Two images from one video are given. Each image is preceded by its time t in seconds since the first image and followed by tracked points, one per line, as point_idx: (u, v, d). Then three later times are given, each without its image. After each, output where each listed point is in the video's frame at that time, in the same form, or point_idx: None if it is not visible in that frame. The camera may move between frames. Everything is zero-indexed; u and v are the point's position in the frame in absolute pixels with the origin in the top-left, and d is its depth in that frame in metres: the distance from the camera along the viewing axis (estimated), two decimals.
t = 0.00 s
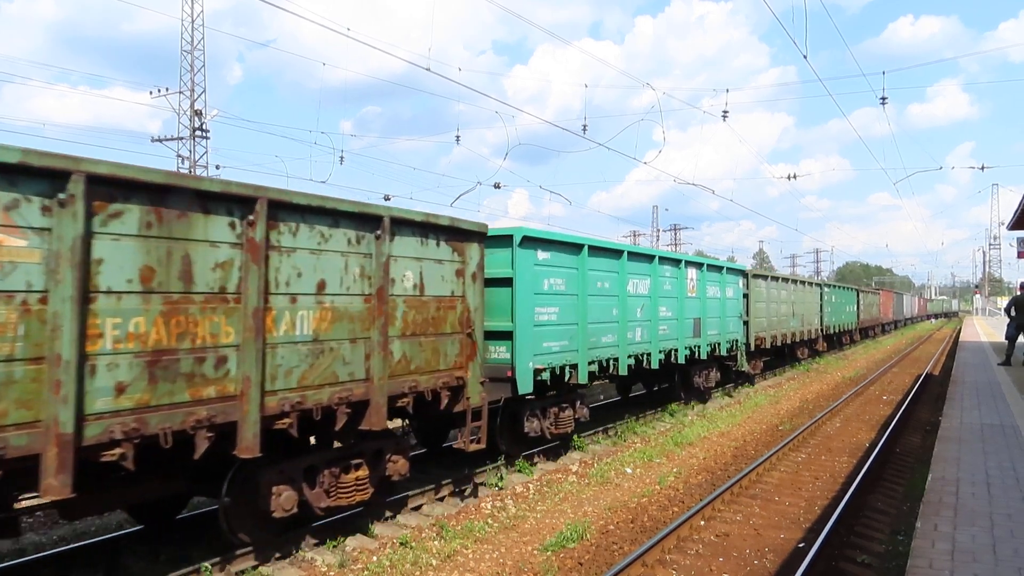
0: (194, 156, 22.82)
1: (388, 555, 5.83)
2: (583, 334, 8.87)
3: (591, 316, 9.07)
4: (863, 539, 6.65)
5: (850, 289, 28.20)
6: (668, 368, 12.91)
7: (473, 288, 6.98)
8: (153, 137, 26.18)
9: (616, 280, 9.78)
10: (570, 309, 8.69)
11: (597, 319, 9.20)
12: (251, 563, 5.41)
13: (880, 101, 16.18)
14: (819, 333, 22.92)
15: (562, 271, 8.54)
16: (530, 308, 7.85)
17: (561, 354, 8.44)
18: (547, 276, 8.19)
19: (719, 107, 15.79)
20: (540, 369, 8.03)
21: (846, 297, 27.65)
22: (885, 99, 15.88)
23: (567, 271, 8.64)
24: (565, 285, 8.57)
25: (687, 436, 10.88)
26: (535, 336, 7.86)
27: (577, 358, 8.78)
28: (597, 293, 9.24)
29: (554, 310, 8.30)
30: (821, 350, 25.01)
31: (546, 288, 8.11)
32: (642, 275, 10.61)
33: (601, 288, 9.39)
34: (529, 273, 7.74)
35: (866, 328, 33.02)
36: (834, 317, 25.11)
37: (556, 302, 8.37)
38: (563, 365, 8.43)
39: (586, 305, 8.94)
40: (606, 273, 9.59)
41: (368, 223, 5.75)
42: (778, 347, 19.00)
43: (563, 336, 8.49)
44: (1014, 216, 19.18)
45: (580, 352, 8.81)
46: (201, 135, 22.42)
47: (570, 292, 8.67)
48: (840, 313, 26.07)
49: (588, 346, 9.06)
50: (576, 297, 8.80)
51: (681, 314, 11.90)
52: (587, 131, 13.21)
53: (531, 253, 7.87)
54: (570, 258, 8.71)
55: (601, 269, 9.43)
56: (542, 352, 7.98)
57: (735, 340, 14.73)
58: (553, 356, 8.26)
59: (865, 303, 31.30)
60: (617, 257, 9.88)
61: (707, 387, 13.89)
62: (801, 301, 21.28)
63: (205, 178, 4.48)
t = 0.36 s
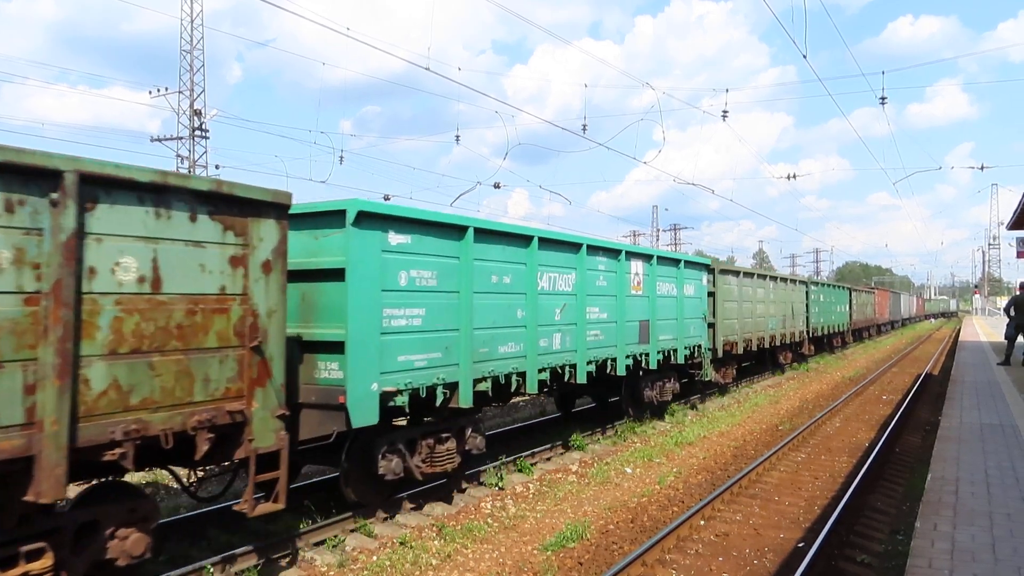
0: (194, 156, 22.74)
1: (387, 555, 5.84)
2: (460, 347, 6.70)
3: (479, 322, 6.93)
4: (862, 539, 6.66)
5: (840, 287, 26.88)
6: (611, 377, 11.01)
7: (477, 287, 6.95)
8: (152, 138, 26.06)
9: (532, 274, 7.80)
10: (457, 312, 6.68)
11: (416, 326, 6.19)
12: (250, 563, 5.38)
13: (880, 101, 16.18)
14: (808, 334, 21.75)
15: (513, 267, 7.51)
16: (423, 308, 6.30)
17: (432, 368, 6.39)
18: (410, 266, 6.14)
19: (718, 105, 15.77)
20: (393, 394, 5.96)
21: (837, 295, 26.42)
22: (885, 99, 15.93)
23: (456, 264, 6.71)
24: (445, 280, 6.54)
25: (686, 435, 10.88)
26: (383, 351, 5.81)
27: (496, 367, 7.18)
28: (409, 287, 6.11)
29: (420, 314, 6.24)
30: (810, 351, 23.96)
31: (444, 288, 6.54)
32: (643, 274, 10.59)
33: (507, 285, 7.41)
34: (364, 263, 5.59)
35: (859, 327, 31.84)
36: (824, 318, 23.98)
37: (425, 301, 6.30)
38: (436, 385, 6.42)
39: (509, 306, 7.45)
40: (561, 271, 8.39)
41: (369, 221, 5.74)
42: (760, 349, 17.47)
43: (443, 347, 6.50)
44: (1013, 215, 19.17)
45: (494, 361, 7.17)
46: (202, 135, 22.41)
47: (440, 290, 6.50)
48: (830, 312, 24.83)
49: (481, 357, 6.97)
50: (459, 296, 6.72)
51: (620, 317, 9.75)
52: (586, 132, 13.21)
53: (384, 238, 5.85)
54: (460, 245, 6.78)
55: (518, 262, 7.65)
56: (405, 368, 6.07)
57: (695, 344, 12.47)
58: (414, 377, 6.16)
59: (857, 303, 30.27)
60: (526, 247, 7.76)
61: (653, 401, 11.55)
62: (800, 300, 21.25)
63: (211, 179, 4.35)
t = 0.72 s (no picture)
0: (196, 156, 22.77)
1: (387, 554, 5.82)
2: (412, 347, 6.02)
3: (458, 316, 6.61)
4: (862, 539, 6.64)
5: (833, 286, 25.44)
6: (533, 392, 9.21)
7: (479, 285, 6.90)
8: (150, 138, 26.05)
9: (464, 270, 6.67)
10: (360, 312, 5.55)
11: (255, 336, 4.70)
12: (249, 563, 5.38)
13: (881, 100, 16.16)
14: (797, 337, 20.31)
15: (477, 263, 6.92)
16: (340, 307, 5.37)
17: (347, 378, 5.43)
18: (190, 248, 4.36)
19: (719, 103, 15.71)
20: (279, 411, 4.97)
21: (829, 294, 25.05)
22: (886, 99, 15.92)
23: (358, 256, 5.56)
24: (353, 275, 5.50)
25: (687, 435, 10.86)
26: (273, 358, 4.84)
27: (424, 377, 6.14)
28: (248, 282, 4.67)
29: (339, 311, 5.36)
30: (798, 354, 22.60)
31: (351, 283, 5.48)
32: (644, 273, 10.55)
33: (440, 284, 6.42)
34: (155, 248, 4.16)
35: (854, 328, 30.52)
36: (815, 318, 22.60)
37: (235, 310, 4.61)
38: (339, 401, 5.35)
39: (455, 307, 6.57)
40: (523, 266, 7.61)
41: (370, 218, 5.70)
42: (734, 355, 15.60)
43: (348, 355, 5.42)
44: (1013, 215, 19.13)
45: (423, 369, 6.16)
46: (201, 135, 22.31)
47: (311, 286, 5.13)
48: (821, 312, 23.44)
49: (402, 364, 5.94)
50: (368, 294, 5.65)
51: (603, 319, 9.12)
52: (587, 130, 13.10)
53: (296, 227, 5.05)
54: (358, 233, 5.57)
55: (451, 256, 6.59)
56: (297, 381, 5.01)
57: (639, 352, 10.18)
58: (361, 383, 5.54)
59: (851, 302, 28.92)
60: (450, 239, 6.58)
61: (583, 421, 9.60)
62: (801, 300, 21.17)
63: (203, 174, 4.39)
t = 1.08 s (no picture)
0: (195, 154, 22.76)
1: (387, 554, 5.81)
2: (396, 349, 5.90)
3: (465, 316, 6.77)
4: (863, 539, 6.63)
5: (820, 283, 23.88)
6: (407, 413, 7.19)
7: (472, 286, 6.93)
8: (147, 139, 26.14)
9: (245, 254, 4.67)
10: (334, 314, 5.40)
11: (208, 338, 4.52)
12: (246, 564, 5.37)
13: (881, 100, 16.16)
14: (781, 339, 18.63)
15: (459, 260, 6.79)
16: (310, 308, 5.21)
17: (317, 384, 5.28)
18: (180, 247, 4.35)
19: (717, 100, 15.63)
20: (267, 413, 4.99)
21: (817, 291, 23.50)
22: (886, 98, 15.93)
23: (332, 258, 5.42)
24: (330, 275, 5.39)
25: (688, 435, 10.85)
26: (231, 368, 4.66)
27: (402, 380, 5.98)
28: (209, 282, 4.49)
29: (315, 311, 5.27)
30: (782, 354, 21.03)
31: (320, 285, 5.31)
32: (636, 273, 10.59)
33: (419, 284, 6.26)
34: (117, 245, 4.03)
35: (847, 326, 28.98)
36: (801, 318, 21.01)
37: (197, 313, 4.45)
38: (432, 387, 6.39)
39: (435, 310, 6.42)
40: (489, 264, 7.24)
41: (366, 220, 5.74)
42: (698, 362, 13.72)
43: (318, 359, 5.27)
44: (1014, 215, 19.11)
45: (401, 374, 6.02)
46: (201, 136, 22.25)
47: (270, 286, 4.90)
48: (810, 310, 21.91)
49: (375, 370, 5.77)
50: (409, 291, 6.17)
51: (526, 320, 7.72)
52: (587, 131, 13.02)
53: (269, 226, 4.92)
54: (329, 231, 5.41)
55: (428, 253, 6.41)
56: (271, 384, 4.93)
57: (555, 364, 8.30)
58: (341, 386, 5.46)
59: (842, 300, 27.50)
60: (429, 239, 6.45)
61: (476, 452, 7.58)
62: (800, 300, 21.10)
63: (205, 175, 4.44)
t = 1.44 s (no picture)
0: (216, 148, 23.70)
1: (384, 556, 6.85)
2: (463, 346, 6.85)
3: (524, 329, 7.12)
4: (861, 538, 7.83)
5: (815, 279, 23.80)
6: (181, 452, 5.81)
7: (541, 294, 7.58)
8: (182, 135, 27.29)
9: (210, 246, 4.83)
10: (418, 311, 6.44)
11: (335, 331, 5.70)
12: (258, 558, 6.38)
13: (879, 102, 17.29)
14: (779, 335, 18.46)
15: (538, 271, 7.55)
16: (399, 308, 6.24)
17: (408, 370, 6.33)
18: (305, 257, 5.49)
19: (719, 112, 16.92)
20: (384, 393, 6.16)
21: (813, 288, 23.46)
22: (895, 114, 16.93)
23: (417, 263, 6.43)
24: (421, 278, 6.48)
25: (684, 436, 12.01)
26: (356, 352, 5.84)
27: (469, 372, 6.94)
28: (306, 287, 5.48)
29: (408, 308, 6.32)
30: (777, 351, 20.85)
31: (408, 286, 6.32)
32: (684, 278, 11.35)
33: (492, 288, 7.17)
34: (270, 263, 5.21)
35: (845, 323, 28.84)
36: (799, 315, 20.89)
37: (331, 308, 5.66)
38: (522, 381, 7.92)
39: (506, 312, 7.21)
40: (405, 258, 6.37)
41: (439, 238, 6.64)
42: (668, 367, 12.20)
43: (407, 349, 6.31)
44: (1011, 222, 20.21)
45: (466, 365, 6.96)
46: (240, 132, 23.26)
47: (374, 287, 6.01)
48: (809, 307, 21.93)
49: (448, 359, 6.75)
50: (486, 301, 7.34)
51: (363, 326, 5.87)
52: (578, 128, 14.64)
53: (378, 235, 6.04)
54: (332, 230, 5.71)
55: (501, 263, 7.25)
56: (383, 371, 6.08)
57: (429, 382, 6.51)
58: (408, 375, 6.32)
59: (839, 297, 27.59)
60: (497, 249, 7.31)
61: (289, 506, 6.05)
62: (807, 300, 22.17)
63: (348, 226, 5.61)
